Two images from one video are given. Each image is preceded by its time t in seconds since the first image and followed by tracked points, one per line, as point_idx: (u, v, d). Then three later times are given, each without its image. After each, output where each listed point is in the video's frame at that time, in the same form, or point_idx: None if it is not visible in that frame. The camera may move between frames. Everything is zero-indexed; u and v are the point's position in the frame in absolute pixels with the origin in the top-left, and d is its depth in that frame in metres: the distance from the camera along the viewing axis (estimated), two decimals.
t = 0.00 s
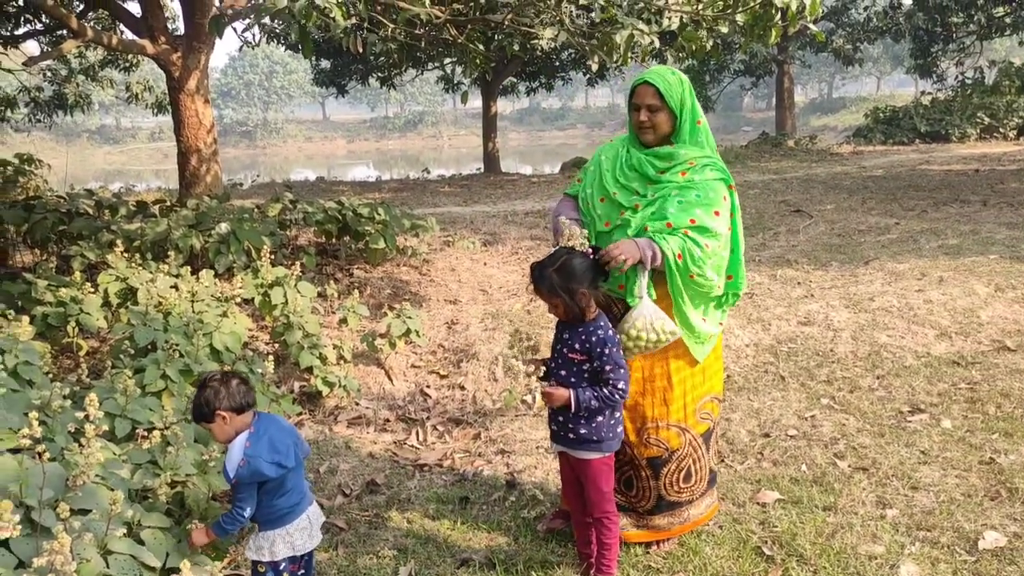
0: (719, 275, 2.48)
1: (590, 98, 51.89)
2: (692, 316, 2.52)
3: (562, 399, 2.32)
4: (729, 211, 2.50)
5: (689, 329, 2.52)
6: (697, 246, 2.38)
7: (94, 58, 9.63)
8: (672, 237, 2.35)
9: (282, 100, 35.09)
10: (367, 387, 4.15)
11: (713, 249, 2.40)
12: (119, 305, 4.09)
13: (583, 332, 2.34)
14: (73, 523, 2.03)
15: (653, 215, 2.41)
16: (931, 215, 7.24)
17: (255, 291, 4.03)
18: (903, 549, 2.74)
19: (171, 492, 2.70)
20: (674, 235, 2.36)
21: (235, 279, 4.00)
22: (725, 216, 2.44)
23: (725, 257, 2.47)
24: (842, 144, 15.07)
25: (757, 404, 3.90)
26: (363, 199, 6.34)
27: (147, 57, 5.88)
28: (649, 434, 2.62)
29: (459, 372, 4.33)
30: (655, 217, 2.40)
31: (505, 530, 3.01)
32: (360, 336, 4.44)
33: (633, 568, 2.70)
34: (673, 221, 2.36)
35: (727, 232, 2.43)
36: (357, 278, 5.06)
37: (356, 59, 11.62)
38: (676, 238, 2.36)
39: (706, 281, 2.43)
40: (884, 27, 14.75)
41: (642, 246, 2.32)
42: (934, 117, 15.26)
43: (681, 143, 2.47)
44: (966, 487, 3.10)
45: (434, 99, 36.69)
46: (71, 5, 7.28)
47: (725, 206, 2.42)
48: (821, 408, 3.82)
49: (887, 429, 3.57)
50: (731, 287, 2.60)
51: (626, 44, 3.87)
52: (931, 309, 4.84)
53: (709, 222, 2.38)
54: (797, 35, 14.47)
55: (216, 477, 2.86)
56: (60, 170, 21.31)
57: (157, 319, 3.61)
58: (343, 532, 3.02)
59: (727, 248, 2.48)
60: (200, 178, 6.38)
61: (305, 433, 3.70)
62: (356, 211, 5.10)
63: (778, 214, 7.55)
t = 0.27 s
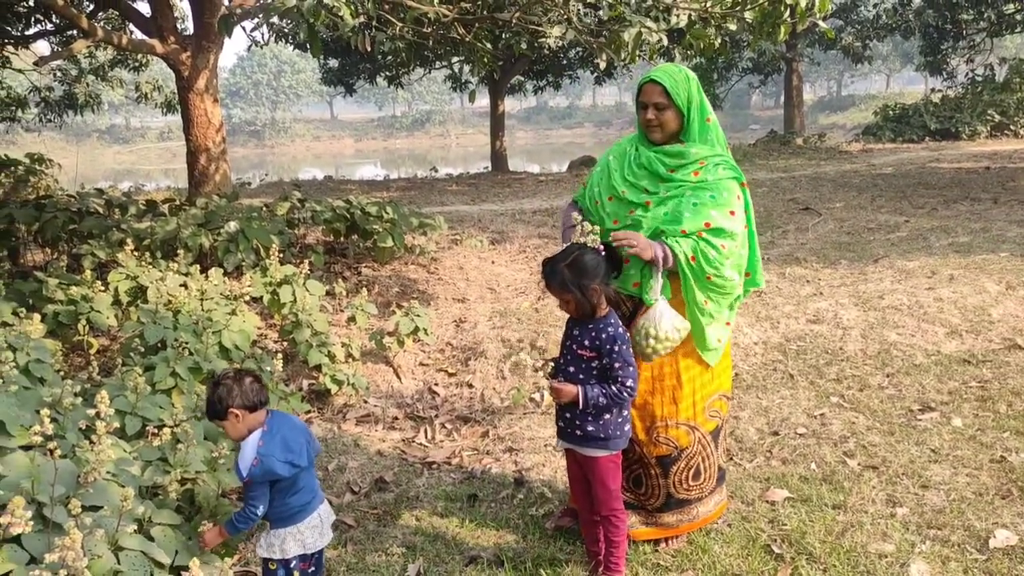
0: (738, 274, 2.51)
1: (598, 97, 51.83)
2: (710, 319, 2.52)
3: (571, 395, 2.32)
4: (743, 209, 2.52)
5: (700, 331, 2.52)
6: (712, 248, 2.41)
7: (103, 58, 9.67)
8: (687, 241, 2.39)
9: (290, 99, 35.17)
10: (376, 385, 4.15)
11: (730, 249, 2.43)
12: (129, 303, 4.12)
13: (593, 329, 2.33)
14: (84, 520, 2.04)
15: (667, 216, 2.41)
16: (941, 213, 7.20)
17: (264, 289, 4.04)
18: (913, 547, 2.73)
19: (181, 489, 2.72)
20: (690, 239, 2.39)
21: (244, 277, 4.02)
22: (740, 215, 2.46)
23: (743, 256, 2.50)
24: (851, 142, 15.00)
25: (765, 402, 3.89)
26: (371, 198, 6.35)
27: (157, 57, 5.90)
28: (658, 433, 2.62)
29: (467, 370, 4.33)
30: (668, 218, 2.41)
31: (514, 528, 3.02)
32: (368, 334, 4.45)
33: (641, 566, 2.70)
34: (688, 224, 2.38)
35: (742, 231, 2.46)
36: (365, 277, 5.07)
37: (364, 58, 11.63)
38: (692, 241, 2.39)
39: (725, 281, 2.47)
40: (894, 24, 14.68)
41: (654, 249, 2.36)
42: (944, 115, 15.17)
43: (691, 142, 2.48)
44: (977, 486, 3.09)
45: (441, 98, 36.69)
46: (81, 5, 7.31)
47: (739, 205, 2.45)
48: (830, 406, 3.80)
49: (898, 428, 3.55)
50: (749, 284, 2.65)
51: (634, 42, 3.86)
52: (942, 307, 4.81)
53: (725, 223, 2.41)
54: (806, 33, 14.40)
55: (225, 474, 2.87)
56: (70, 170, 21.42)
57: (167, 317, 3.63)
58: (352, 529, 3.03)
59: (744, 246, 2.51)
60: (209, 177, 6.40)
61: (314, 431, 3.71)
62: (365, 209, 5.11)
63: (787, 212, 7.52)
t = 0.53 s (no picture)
0: (746, 273, 2.50)
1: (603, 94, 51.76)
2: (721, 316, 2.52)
3: (580, 392, 2.31)
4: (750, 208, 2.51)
5: (708, 331, 2.52)
6: (719, 247, 2.40)
7: (109, 56, 9.68)
8: (693, 240, 2.38)
9: (296, 97, 35.20)
10: (382, 383, 4.15)
11: (736, 248, 2.43)
12: (136, 301, 4.13)
13: (603, 327, 2.33)
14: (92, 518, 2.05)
15: (673, 214, 2.40)
16: (949, 210, 7.16)
17: (270, 288, 4.05)
18: (921, 546, 2.72)
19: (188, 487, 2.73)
20: (696, 237, 2.38)
21: (250, 276, 4.02)
22: (746, 214, 2.45)
23: (750, 255, 2.49)
24: (858, 139, 14.95)
25: (773, 400, 3.87)
26: (377, 196, 6.36)
27: (163, 55, 5.91)
28: (661, 431, 2.61)
29: (473, 368, 4.33)
30: (674, 215, 2.40)
31: (520, 526, 3.02)
32: (375, 332, 4.45)
33: (649, 565, 2.70)
34: (694, 222, 2.37)
35: (749, 230, 2.45)
36: (372, 275, 5.06)
37: (370, 55, 11.63)
38: (699, 240, 2.38)
39: (732, 280, 2.46)
40: (901, 20, 14.60)
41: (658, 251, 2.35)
42: (952, 111, 15.09)
43: (698, 140, 2.47)
44: (986, 485, 3.07)
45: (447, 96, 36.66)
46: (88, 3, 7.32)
47: (745, 204, 2.44)
48: (838, 404, 3.79)
49: (906, 426, 3.54)
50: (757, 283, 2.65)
51: (641, 39, 3.85)
52: (950, 305, 4.79)
53: (731, 222, 2.40)
54: (813, 29, 14.33)
55: (232, 473, 2.88)
56: (77, 168, 21.48)
57: (173, 316, 3.64)
58: (359, 528, 3.04)
59: (752, 245, 2.51)
60: (216, 175, 6.41)
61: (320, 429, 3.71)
62: (371, 207, 5.11)
63: (794, 209, 7.50)
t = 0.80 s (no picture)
0: (755, 272, 2.49)
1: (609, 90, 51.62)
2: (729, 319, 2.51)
3: (589, 390, 2.31)
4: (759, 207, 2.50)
5: (717, 331, 2.52)
6: (726, 246, 2.40)
7: (117, 53, 9.70)
8: (700, 239, 2.38)
9: (302, 93, 35.22)
10: (389, 380, 4.16)
11: (744, 247, 2.42)
12: (144, 298, 4.14)
13: (611, 324, 2.33)
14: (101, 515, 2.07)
15: (680, 212, 2.40)
16: (957, 206, 7.13)
17: (277, 285, 4.06)
18: (929, 545, 2.72)
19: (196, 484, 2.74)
20: (702, 236, 2.38)
21: (257, 273, 4.03)
22: (755, 213, 2.44)
23: (760, 254, 2.49)
24: (866, 135, 14.88)
25: (780, 398, 3.87)
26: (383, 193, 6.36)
27: (170, 52, 5.91)
28: (669, 428, 2.61)
29: (480, 365, 4.33)
30: (681, 214, 2.40)
31: (527, 524, 3.02)
32: (381, 329, 4.45)
33: (655, 563, 2.70)
34: (700, 221, 2.37)
35: (757, 229, 2.44)
36: (378, 272, 5.07)
37: (377, 52, 11.63)
38: (705, 239, 2.38)
39: (741, 279, 2.46)
40: (910, 16, 14.52)
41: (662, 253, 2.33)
42: (961, 107, 15.01)
43: (707, 137, 2.46)
44: (995, 483, 3.06)
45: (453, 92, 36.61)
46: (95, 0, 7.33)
47: (754, 203, 2.42)
48: (845, 402, 3.78)
49: (914, 424, 3.52)
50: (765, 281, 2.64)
51: (648, 36, 3.83)
52: (959, 302, 4.77)
53: (739, 221, 2.39)
54: (821, 24, 14.25)
55: (240, 470, 2.89)
56: (85, 164, 21.55)
57: (181, 313, 3.65)
58: (366, 525, 3.05)
59: (761, 244, 2.50)
60: (223, 171, 6.42)
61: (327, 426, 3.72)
62: (377, 204, 5.11)
63: (801, 206, 7.47)
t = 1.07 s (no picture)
0: (765, 270, 2.50)
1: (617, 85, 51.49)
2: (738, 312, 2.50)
3: (606, 402, 2.32)
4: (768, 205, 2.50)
5: (727, 327, 2.51)
6: (735, 246, 2.40)
7: (126, 48, 9.72)
8: (709, 239, 2.39)
9: (310, 89, 35.24)
10: (397, 375, 4.17)
11: (754, 246, 2.42)
12: (153, 294, 4.16)
13: (622, 319, 2.32)
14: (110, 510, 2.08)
15: (688, 212, 2.40)
16: (968, 203, 7.09)
17: (286, 280, 4.06)
18: (939, 543, 2.71)
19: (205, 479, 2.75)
20: (712, 236, 2.39)
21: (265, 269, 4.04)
22: (764, 212, 2.44)
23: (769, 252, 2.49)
24: (876, 131, 14.79)
25: (789, 395, 3.86)
26: (391, 188, 6.36)
27: (179, 47, 5.92)
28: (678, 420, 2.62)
29: (488, 361, 4.33)
30: (689, 214, 2.40)
31: (535, 520, 3.02)
32: (389, 325, 4.45)
33: (663, 560, 2.70)
34: (709, 221, 2.38)
35: (767, 228, 2.44)
36: (386, 267, 5.07)
37: (385, 47, 11.63)
38: (714, 239, 2.38)
39: (751, 278, 2.46)
40: (920, 11, 14.43)
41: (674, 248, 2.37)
42: (971, 103, 14.91)
43: (714, 136, 2.45)
44: (1004, 481, 3.05)
45: (460, 87, 36.57)
46: None
47: (762, 202, 2.43)
48: (854, 399, 3.77)
49: (923, 421, 3.51)
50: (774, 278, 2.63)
51: (657, 31, 3.82)
52: (969, 299, 4.74)
53: (748, 221, 2.40)
54: (831, 20, 14.17)
55: (248, 465, 2.90)
56: (94, 160, 21.65)
57: (190, 308, 3.66)
58: (374, 520, 3.06)
59: (770, 242, 2.50)
60: (231, 167, 6.43)
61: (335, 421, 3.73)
62: (385, 200, 5.11)
63: (810, 202, 7.44)
